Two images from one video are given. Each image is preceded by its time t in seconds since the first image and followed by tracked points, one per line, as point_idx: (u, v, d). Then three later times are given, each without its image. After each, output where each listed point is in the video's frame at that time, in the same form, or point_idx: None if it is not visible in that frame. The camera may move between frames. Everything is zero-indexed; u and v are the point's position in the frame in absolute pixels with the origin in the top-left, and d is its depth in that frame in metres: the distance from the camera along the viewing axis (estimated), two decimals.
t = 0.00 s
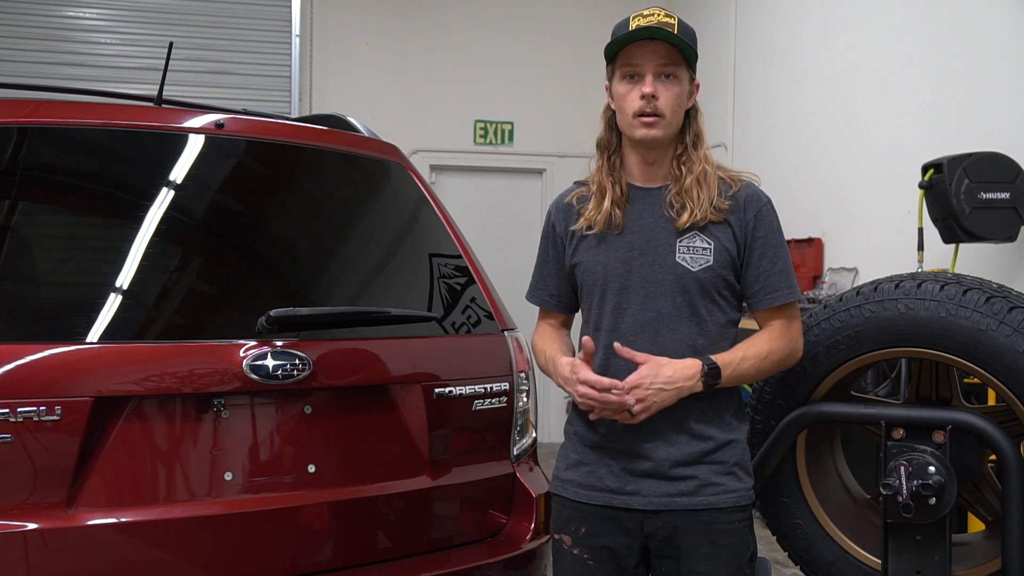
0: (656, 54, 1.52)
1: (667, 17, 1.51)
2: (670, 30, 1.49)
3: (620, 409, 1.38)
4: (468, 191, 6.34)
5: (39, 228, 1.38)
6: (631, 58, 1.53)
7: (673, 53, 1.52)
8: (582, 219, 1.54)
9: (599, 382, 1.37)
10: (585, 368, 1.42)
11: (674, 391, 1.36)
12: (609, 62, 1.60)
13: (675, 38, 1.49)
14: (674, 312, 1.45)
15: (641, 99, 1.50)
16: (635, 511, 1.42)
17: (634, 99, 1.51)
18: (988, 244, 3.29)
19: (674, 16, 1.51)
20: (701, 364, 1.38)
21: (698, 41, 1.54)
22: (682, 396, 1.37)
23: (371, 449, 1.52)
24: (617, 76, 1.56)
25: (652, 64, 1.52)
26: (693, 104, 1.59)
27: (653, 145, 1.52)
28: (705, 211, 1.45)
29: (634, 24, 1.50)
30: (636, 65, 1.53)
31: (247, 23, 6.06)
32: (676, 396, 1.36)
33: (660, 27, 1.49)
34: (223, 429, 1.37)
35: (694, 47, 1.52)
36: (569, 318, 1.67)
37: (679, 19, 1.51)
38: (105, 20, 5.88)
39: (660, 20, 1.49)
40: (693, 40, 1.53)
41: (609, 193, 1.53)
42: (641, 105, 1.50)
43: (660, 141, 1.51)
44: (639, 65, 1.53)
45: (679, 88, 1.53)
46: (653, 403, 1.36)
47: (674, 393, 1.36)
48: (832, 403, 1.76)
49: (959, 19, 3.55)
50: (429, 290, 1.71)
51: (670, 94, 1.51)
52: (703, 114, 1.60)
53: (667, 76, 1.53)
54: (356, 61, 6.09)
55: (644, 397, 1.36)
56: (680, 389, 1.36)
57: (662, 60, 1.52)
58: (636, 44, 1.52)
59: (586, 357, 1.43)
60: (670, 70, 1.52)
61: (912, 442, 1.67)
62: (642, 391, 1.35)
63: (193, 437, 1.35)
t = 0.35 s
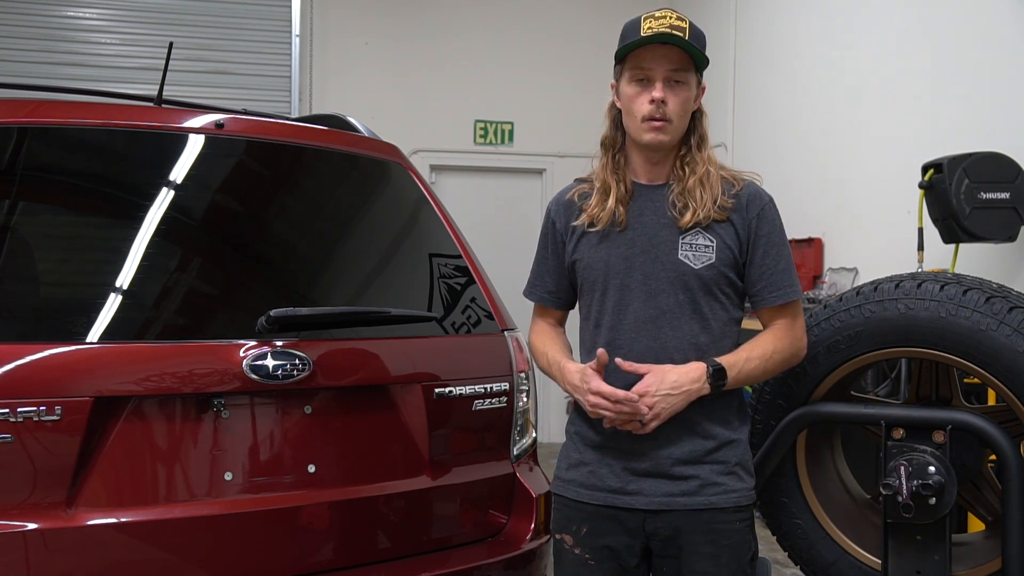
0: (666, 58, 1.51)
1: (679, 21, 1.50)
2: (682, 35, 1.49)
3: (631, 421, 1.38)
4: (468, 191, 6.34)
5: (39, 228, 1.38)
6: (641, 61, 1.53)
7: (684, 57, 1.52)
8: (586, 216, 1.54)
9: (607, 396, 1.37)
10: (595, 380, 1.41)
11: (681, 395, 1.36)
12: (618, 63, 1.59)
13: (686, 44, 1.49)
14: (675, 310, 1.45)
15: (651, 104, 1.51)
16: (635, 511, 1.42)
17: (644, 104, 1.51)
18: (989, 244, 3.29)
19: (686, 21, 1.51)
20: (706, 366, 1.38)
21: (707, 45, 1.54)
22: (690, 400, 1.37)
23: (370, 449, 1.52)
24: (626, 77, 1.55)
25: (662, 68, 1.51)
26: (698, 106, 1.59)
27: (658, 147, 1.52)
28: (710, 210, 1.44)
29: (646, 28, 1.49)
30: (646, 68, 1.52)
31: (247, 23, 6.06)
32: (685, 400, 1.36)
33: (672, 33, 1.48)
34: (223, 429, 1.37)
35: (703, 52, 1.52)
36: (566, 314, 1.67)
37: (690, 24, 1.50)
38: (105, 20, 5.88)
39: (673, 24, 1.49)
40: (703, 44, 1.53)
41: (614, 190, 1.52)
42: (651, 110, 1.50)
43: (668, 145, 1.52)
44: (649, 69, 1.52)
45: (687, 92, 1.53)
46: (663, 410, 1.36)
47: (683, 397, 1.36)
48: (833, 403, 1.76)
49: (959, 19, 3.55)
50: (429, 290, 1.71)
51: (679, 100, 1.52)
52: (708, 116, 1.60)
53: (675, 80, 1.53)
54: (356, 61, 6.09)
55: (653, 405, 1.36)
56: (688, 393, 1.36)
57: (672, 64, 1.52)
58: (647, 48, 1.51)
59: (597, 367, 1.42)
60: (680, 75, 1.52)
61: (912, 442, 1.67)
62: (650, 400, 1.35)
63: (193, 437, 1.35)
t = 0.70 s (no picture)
0: (663, 55, 1.51)
1: (679, 19, 1.51)
2: (680, 32, 1.49)
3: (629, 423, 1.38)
4: (468, 191, 6.34)
5: (38, 228, 1.38)
6: (639, 57, 1.53)
7: (681, 56, 1.51)
8: (587, 212, 1.54)
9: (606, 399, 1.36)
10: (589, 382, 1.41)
11: (680, 400, 1.36)
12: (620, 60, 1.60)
13: (682, 42, 1.48)
14: (676, 310, 1.45)
15: (644, 98, 1.50)
16: (635, 512, 1.42)
17: (636, 98, 1.51)
18: (989, 244, 3.29)
19: (686, 19, 1.51)
20: (705, 370, 1.38)
21: (709, 44, 1.53)
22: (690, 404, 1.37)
23: (370, 450, 1.52)
24: (625, 74, 1.56)
25: (658, 64, 1.51)
26: (701, 107, 1.58)
27: (654, 143, 1.52)
28: (711, 212, 1.45)
29: (645, 23, 1.50)
30: (643, 64, 1.53)
31: (247, 23, 6.06)
32: (684, 404, 1.36)
33: (670, 29, 1.48)
34: (223, 429, 1.37)
35: (703, 52, 1.51)
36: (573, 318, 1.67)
37: (691, 22, 1.51)
38: (105, 20, 5.88)
39: (671, 21, 1.49)
40: (704, 43, 1.52)
41: (616, 187, 1.53)
42: (642, 103, 1.50)
43: (662, 140, 1.51)
44: (646, 65, 1.53)
45: (684, 89, 1.52)
46: (662, 415, 1.35)
47: (682, 402, 1.36)
48: (833, 403, 1.76)
49: (959, 20, 3.55)
50: (428, 290, 1.71)
51: (674, 95, 1.50)
52: (712, 117, 1.59)
53: (671, 76, 1.52)
54: (356, 61, 6.09)
55: (652, 409, 1.35)
56: (688, 397, 1.36)
57: (669, 61, 1.51)
58: (645, 44, 1.52)
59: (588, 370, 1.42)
60: (675, 71, 1.51)
61: (912, 442, 1.67)
62: (650, 404, 1.35)
63: (193, 437, 1.35)
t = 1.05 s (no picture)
0: (660, 53, 1.52)
1: (675, 17, 1.51)
2: (676, 31, 1.49)
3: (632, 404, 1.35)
4: (468, 191, 6.34)
5: (38, 228, 1.38)
6: (637, 57, 1.54)
7: (678, 54, 1.51)
8: (589, 215, 1.54)
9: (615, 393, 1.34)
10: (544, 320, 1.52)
11: (688, 395, 1.36)
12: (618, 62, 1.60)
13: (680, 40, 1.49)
14: (676, 311, 1.45)
15: (642, 97, 1.50)
16: (636, 511, 1.42)
17: (634, 97, 1.51)
18: (989, 244, 3.29)
19: (682, 16, 1.51)
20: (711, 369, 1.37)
21: (706, 42, 1.54)
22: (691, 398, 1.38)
23: (370, 450, 1.52)
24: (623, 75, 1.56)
25: (656, 63, 1.52)
26: (701, 105, 1.59)
27: (654, 142, 1.52)
28: (712, 212, 1.45)
29: (641, 24, 1.51)
30: (640, 64, 1.53)
31: (247, 23, 6.07)
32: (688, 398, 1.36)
33: (666, 28, 1.49)
34: (223, 429, 1.37)
35: (701, 49, 1.52)
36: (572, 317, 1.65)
37: (687, 20, 1.51)
38: (105, 20, 5.88)
39: (667, 20, 1.50)
40: (701, 40, 1.52)
41: (616, 189, 1.53)
42: (641, 103, 1.50)
43: (662, 138, 1.51)
44: (643, 64, 1.53)
45: (683, 88, 1.52)
46: (667, 406, 1.35)
47: (687, 396, 1.36)
48: (833, 403, 1.76)
49: (959, 20, 3.55)
50: (429, 290, 1.71)
51: (673, 94, 1.51)
52: (712, 115, 1.60)
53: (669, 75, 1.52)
54: (356, 61, 6.09)
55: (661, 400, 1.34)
56: (693, 392, 1.36)
57: (666, 60, 1.52)
58: (642, 43, 1.53)
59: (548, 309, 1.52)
60: (675, 70, 1.51)
61: (912, 442, 1.67)
62: (663, 396, 1.33)
63: (193, 437, 1.35)
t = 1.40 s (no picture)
0: (667, 53, 1.52)
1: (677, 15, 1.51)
2: (682, 29, 1.49)
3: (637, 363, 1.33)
4: (468, 191, 6.34)
5: (38, 228, 1.38)
6: (643, 58, 1.53)
7: (685, 52, 1.52)
8: (594, 218, 1.52)
9: (624, 399, 1.32)
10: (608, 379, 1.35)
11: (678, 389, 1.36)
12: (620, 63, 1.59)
13: (688, 37, 1.49)
14: (679, 312, 1.45)
15: (656, 100, 1.50)
16: (636, 511, 1.42)
17: (647, 99, 1.51)
18: (989, 245, 3.29)
19: (683, 15, 1.51)
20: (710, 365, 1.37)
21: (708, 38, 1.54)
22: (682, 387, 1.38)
23: (370, 449, 1.52)
24: (627, 77, 1.56)
25: (665, 63, 1.51)
26: (703, 103, 1.59)
27: (664, 144, 1.52)
28: (716, 212, 1.45)
29: (645, 25, 1.50)
30: (648, 65, 1.53)
31: (247, 23, 6.07)
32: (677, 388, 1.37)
33: (673, 27, 1.49)
34: (223, 429, 1.37)
35: (704, 45, 1.52)
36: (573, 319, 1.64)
37: (689, 18, 1.51)
38: (105, 20, 5.88)
39: (671, 19, 1.49)
40: (703, 37, 1.53)
41: (623, 192, 1.51)
42: (655, 105, 1.50)
43: (673, 139, 1.51)
44: (651, 66, 1.53)
45: (691, 87, 1.52)
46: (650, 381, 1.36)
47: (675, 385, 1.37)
48: (833, 403, 1.76)
49: (959, 20, 3.55)
50: (429, 290, 1.71)
51: (684, 94, 1.51)
52: (714, 112, 1.60)
53: (678, 75, 1.52)
54: (356, 61, 6.09)
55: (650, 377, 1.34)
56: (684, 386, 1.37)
57: (673, 60, 1.52)
58: (647, 45, 1.52)
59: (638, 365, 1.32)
60: (682, 69, 1.52)
61: (912, 442, 1.67)
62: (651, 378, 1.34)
63: (193, 437, 1.35)
